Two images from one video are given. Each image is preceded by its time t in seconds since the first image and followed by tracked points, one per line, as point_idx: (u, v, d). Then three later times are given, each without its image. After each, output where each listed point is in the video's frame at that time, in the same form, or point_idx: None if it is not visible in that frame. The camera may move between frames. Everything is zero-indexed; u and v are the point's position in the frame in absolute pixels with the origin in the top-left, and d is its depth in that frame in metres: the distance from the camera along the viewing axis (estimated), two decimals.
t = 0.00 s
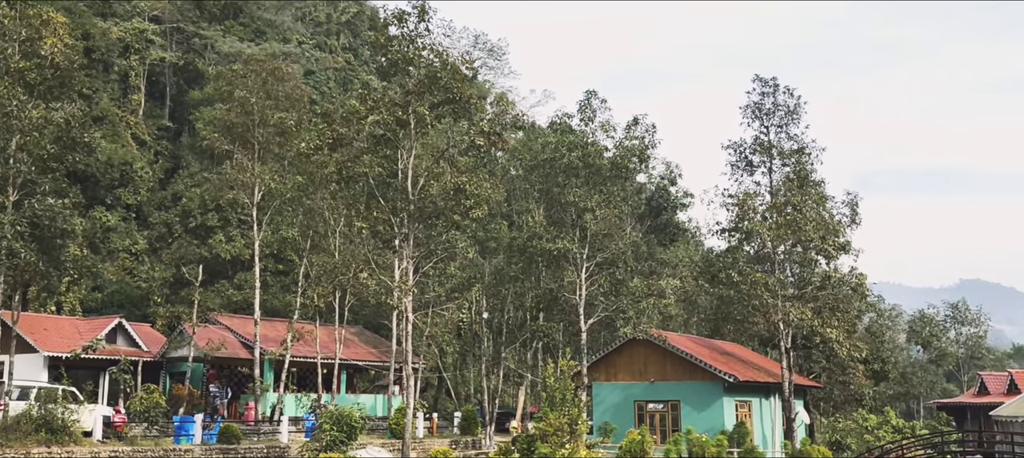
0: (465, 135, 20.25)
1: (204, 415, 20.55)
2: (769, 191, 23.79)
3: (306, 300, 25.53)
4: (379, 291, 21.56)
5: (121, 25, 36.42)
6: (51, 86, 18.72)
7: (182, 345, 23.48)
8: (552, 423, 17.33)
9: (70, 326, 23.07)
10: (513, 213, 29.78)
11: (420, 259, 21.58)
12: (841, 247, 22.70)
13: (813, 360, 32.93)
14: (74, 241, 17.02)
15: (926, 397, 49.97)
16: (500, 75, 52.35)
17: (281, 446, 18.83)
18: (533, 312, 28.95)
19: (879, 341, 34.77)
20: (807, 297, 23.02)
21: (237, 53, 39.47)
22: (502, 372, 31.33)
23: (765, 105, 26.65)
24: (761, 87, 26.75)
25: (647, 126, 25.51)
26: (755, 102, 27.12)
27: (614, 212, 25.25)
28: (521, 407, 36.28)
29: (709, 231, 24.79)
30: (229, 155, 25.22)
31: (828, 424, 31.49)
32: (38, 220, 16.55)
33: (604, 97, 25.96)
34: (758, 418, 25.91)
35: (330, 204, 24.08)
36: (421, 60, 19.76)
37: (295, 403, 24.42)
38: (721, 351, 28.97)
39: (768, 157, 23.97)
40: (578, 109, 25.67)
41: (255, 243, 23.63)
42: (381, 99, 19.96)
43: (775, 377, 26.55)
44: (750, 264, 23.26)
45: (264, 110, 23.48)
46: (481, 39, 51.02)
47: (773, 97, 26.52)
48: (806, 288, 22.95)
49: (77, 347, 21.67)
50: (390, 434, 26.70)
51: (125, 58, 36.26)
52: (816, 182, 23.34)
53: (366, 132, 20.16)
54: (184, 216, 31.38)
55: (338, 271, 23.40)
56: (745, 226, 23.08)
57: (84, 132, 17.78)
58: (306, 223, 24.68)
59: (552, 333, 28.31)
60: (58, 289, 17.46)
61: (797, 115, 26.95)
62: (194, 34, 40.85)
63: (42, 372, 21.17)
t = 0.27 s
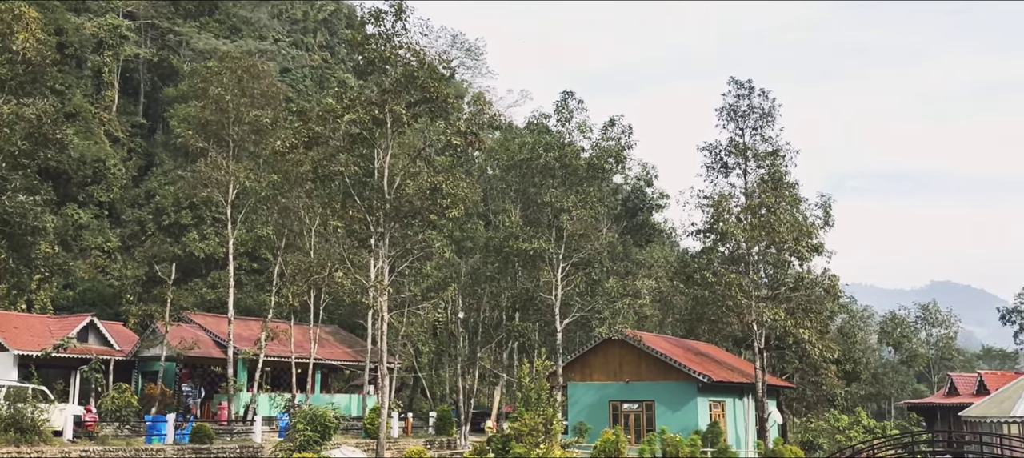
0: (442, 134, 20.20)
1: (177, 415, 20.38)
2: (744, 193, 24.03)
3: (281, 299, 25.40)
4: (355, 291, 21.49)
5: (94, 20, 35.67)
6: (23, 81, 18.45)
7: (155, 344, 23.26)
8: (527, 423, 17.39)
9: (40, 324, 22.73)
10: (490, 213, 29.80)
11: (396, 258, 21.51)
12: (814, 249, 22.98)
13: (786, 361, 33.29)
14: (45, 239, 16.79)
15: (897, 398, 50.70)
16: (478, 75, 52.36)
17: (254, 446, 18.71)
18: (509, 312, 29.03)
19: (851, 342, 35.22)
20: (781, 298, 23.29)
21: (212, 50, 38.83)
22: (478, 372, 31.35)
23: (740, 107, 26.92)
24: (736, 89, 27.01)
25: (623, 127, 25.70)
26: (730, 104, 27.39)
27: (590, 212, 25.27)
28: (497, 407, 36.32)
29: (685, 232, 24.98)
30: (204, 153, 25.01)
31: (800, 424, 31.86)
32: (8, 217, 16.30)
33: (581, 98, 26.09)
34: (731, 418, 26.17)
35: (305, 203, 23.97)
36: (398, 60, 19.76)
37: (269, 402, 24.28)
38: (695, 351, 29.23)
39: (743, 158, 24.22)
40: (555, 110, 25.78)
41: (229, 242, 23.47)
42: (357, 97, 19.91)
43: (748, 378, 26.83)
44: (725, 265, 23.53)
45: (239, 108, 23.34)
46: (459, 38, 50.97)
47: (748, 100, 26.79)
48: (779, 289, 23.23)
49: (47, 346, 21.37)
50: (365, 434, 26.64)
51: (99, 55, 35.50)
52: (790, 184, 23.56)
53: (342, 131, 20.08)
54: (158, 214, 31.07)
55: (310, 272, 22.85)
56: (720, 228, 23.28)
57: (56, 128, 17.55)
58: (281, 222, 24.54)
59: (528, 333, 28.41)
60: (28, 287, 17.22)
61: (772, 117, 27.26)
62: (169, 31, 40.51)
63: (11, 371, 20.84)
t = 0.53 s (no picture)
0: (418, 132, 20.10)
1: (148, 414, 20.19)
2: (718, 194, 24.24)
3: (254, 297, 25.23)
4: (329, 289, 21.41)
5: (67, 14, 35.41)
6: None
7: (126, 342, 23.01)
8: (501, 422, 17.44)
9: (8, 321, 22.36)
10: (465, 212, 29.81)
11: (370, 257, 21.36)
12: (787, 250, 23.26)
13: (758, 361, 33.65)
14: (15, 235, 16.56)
15: (866, 397, 51.49)
16: (455, 74, 52.28)
17: (226, 445, 18.58)
18: (483, 311, 29.07)
19: (822, 342, 35.67)
20: (753, 298, 23.56)
21: (186, 46, 38.48)
22: (452, 372, 31.35)
23: (714, 109, 27.17)
24: (711, 91, 27.26)
25: (599, 127, 25.84)
26: (705, 105, 27.64)
27: (565, 212, 25.51)
28: (471, 406, 36.34)
29: (659, 232, 25.17)
30: (177, 150, 24.77)
31: (772, 423, 32.23)
32: None
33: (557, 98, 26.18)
34: (704, 418, 26.41)
35: (279, 201, 23.84)
36: (374, 57, 19.71)
37: (241, 401, 24.11)
38: (668, 351, 29.47)
39: (717, 160, 24.45)
40: (532, 110, 25.83)
41: (202, 239, 23.26)
42: (333, 95, 19.84)
43: (721, 378, 27.09)
44: (699, 265, 23.70)
45: (213, 104, 23.14)
46: (436, 37, 50.89)
47: (723, 101, 27.05)
48: (752, 290, 23.50)
49: (16, 343, 21.05)
50: (337, 434, 26.54)
51: (71, 49, 35.12)
52: (764, 186, 23.81)
53: (317, 128, 19.99)
54: (130, 211, 30.71)
55: (286, 270, 23.06)
56: (694, 228, 23.46)
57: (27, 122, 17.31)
58: (254, 221, 24.38)
59: (502, 333, 28.47)
60: None
61: (746, 119, 27.55)
62: (143, 26, 40.09)
63: None
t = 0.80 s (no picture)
0: (390, 131, 20.05)
1: (114, 412, 19.95)
2: (689, 196, 24.48)
3: (223, 296, 25.01)
4: (299, 288, 21.31)
5: (34, 7, 34.51)
6: None
7: (92, 340, 22.71)
8: (471, 422, 17.50)
9: None
10: (437, 211, 29.80)
11: (341, 255, 21.09)
12: (756, 252, 23.57)
13: (727, 361, 34.04)
14: None
15: (833, 398, 52.30)
16: (428, 73, 52.19)
17: (193, 444, 18.42)
18: (455, 311, 29.11)
19: (790, 343, 36.16)
20: (723, 299, 23.83)
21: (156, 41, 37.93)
22: (423, 371, 31.33)
23: (686, 111, 27.44)
24: (683, 93, 27.54)
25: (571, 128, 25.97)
26: (677, 107, 27.91)
27: (537, 212, 25.65)
28: (441, 406, 36.31)
29: (631, 233, 25.36)
30: (146, 146, 24.49)
31: (740, 423, 32.59)
32: None
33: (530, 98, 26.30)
34: (673, 418, 26.66)
35: (250, 199, 23.67)
36: (346, 55, 19.65)
37: (209, 400, 23.90)
38: (638, 351, 29.73)
39: (689, 162, 24.69)
40: (505, 110, 25.91)
41: (170, 236, 23.00)
42: (304, 92, 19.75)
43: (690, 378, 27.37)
44: (670, 266, 23.86)
45: (182, 100, 22.92)
46: (409, 35, 50.81)
47: (694, 104, 27.33)
48: (721, 290, 23.80)
49: None
50: (306, 433, 26.40)
51: (38, 43, 34.40)
52: (734, 188, 24.08)
53: (288, 126, 19.88)
54: (97, 207, 30.28)
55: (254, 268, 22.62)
56: (665, 229, 23.66)
57: None
58: (224, 218, 24.19)
59: (474, 332, 28.51)
60: None
61: (717, 121, 27.85)
62: (112, 20, 39.53)
63: None
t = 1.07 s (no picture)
0: (360, 129, 19.94)
1: (77, 411, 19.67)
2: (659, 197, 24.71)
3: (189, 293, 24.74)
4: (267, 286, 21.16)
5: None
6: None
7: (55, 337, 22.36)
8: (439, 421, 17.54)
9: None
10: (407, 210, 29.77)
11: (309, 254, 20.84)
12: (724, 253, 23.87)
13: (695, 361, 34.40)
14: None
15: (799, 398, 53.10)
16: (400, 71, 52.07)
17: (158, 443, 18.22)
18: (424, 310, 29.12)
19: (757, 344, 36.65)
20: (692, 300, 24.08)
21: (124, 35, 37.43)
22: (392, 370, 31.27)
23: (656, 112, 27.70)
24: (654, 94, 27.80)
25: (543, 128, 26.08)
26: (647, 109, 28.16)
27: (507, 212, 25.72)
28: (410, 405, 36.23)
29: (601, 233, 25.54)
30: (112, 141, 24.16)
31: (707, 423, 32.95)
32: None
33: (501, 98, 26.37)
34: (641, 417, 26.89)
35: (217, 196, 23.44)
36: (317, 52, 19.57)
37: (174, 399, 23.65)
38: (607, 350, 29.95)
39: (659, 163, 24.94)
40: (476, 109, 25.95)
41: (136, 233, 22.66)
42: (274, 88, 19.66)
43: (658, 378, 27.61)
44: (639, 266, 24.05)
45: (149, 95, 22.65)
46: (381, 33, 50.94)
47: (664, 105, 27.60)
48: (690, 291, 24.01)
49: None
50: (273, 432, 26.22)
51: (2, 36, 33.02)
52: (703, 189, 24.35)
53: (257, 123, 19.73)
54: (62, 203, 29.80)
55: (222, 265, 22.58)
56: (635, 230, 23.87)
57: None
58: (191, 215, 23.95)
59: (443, 331, 28.50)
60: None
61: (687, 123, 28.15)
62: (79, 13, 38.84)
63: None
